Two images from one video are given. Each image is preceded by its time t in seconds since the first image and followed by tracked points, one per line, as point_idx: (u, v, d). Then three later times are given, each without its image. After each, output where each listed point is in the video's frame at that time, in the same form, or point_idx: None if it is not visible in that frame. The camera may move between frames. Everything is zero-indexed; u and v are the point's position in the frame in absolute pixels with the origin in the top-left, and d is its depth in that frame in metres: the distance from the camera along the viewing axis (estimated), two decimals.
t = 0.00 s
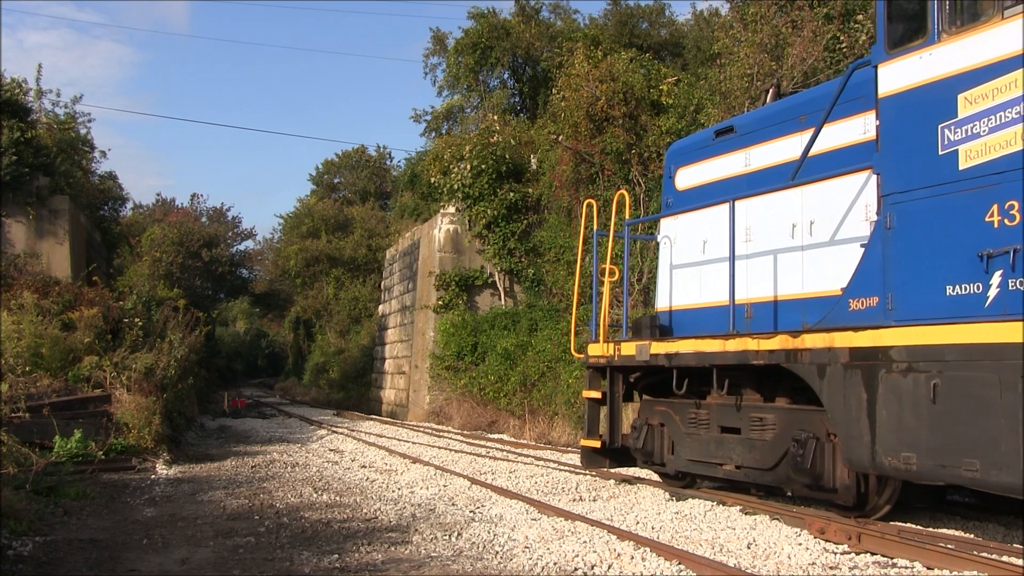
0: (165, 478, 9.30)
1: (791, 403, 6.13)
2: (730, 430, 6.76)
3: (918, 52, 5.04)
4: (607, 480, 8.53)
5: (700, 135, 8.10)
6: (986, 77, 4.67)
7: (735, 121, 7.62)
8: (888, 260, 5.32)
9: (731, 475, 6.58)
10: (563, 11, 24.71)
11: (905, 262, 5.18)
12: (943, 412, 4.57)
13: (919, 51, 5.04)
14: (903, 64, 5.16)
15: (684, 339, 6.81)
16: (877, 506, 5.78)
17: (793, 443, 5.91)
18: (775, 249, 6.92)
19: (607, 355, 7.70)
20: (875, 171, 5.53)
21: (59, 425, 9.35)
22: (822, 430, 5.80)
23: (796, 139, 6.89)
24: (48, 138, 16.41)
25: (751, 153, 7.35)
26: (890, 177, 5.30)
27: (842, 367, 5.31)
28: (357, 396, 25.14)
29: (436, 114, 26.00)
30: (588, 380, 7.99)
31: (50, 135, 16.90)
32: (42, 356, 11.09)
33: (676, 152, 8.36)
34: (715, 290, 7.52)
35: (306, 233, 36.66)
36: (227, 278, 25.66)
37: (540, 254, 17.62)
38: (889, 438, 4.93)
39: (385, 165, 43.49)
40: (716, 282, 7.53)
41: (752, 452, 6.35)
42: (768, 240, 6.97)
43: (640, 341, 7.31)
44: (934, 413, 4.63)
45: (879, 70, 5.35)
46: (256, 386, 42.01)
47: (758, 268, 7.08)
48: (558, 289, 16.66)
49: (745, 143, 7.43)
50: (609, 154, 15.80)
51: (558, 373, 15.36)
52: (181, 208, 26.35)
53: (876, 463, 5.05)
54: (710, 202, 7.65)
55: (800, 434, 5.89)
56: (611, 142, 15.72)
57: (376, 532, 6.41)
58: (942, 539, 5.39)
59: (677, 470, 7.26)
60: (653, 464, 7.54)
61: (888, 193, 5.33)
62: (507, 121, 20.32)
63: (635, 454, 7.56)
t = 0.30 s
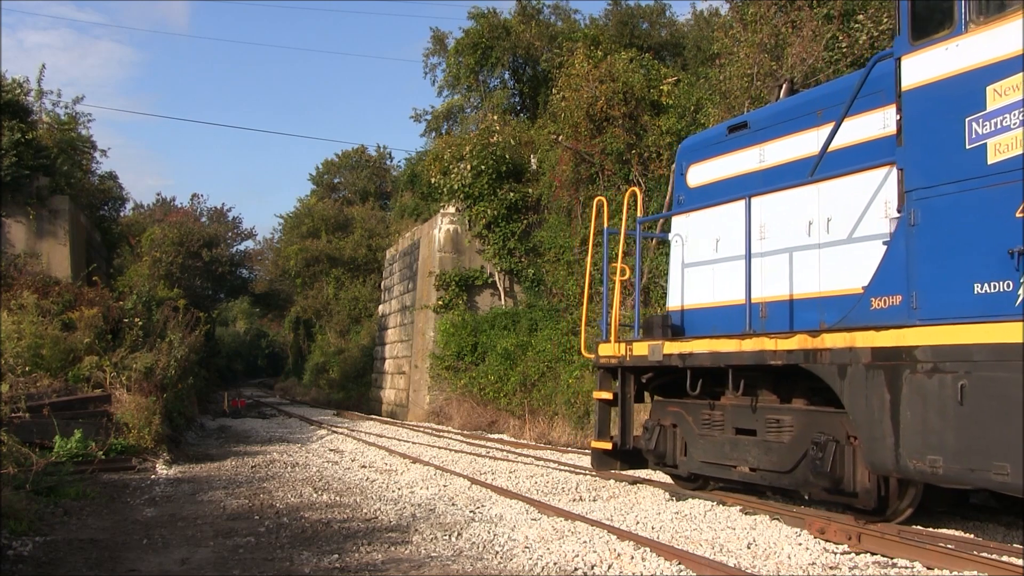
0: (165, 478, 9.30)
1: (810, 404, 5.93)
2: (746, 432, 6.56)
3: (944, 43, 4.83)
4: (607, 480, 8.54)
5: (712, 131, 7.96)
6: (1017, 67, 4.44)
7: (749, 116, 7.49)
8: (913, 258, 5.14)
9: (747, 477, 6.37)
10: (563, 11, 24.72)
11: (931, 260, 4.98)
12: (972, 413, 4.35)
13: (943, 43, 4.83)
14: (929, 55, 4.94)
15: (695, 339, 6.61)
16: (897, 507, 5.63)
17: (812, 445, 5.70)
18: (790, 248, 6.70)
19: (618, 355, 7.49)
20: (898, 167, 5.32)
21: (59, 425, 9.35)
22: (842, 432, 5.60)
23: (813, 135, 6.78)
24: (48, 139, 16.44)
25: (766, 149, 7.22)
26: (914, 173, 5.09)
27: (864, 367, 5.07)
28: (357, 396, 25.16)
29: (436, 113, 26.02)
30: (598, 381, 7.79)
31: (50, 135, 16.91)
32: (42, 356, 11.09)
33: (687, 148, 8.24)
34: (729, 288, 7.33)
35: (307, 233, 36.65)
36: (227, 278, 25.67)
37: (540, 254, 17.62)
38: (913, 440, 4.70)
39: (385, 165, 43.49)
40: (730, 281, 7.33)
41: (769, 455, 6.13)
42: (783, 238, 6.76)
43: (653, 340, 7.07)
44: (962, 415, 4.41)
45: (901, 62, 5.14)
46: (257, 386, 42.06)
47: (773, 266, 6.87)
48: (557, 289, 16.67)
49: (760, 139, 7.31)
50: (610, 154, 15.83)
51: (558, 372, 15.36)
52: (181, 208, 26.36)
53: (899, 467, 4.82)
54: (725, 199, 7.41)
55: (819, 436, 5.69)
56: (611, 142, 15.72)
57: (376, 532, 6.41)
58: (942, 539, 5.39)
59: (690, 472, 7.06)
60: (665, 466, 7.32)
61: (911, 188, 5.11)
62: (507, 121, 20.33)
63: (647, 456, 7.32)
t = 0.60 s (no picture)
0: (165, 478, 9.30)
1: (827, 405, 5.81)
2: (760, 433, 6.44)
3: (971, 33, 4.67)
4: (607, 480, 8.54)
5: (725, 127, 7.81)
6: None
7: (763, 112, 7.33)
8: (935, 257, 4.89)
9: (762, 480, 6.25)
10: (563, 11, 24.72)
11: (955, 258, 4.74)
12: (1001, 415, 4.23)
13: (970, 33, 4.68)
14: (955, 46, 4.78)
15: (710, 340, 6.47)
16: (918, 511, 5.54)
17: (830, 447, 5.60)
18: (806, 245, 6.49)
19: (631, 355, 7.38)
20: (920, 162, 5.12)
21: (59, 425, 9.35)
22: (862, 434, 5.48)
23: (830, 130, 6.61)
24: (49, 139, 16.45)
25: (780, 145, 7.06)
26: (937, 168, 4.90)
27: (886, 367, 4.94)
28: (357, 396, 25.16)
29: (436, 114, 26.03)
30: (609, 381, 7.68)
31: (50, 135, 16.91)
32: (42, 356, 11.09)
33: (699, 145, 8.06)
34: (742, 287, 7.15)
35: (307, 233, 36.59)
36: (227, 278, 25.67)
37: (540, 254, 17.61)
38: (938, 442, 4.57)
39: (385, 165, 43.49)
40: (742, 278, 7.15)
41: (785, 457, 6.02)
42: (798, 234, 6.57)
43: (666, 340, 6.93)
44: (990, 416, 4.29)
45: (925, 54, 4.98)
46: (257, 386, 42.06)
47: (789, 264, 6.67)
48: (557, 289, 16.66)
49: (775, 136, 7.14)
50: (610, 154, 15.83)
51: (558, 372, 15.35)
52: (181, 208, 26.36)
53: (923, 470, 4.70)
54: (738, 195, 7.24)
55: (839, 437, 5.58)
56: (611, 142, 15.71)
57: (376, 532, 6.41)
58: (942, 539, 5.39)
59: (702, 474, 6.95)
60: (677, 467, 7.25)
61: (934, 184, 4.91)
62: (507, 121, 20.33)
63: (659, 457, 7.23)
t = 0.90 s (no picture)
0: (165, 478, 9.30)
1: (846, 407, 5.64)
2: (775, 435, 6.27)
3: (999, 23, 4.48)
4: (607, 480, 8.54)
5: (738, 123, 7.54)
6: None
7: (777, 107, 7.07)
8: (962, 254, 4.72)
9: (777, 482, 6.05)
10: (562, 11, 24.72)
11: (983, 256, 4.57)
12: None
13: (999, 23, 4.47)
14: (982, 37, 4.58)
15: (724, 340, 6.27)
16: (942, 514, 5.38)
17: (850, 448, 5.44)
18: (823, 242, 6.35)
19: (643, 354, 7.16)
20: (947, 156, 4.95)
21: (59, 425, 9.35)
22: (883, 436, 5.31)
23: (848, 125, 6.35)
24: (49, 139, 16.46)
25: (795, 141, 6.79)
26: (963, 162, 4.72)
27: (909, 367, 4.78)
28: (357, 396, 25.17)
29: (436, 113, 26.03)
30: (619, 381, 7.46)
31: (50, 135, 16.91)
32: (42, 356, 11.09)
33: (710, 141, 7.82)
34: (756, 285, 6.94)
35: (307, 233, 36.55)
36: (227, 278, 25.67)
37: (540, 254, 17.62)
38: (964, 445, 4.40)
39: (385, 165, 43.50)
40: (756, 277, 6.95)
41: (802, 458, 5.82)
42: (814, 232, 6.43)
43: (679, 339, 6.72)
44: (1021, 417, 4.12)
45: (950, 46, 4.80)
46: (257, 386, 42.09)
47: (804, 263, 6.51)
48: (557, 289, 16.68)
49: (789, 131, 6.88)
50: (610, 153, 15.81)
51: (558, 372, 15.37)
52: (181, 208, 26.37)
53: (948, 473, 4.52)
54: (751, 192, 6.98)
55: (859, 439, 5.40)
56: (611, 142, 15.72)
57: (376, 532, 6.41)
58: (942, 539, 5.39)
59: (715, 476, 6.75)
60: (689, 469, 7.04)
61: (960, 179, 4.73)
62: (507, 121, 20.32)
63: (671, 459, 7.02)
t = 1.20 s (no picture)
0: (165, 478, 9.30)
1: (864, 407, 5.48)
2: (791, 436, 6.12)
3: None
4: (607, 480, 8.55)
5: (750, 119, 7.51)
6: None
7: (791, 103, 7.02)
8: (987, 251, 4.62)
9: (793, 484, 5.91)
10: (562, 11, 24.73)
11: (1009, 251, 4.45)
12: None
13: None
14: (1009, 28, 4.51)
15: (739, 339, 6.14)
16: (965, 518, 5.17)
17: (869, 450, 5.27)
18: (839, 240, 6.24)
19: (653, 354, 7.07)
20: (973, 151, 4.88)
21: (59, 425, 9.34)
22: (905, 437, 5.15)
23: (864, 120, 6.27)
24: (49, 139, 16.45)
25: (810, 136, 6.74)
26: (991, 156, 4.63)
27: (932, 367, 4.61)
28: (357, 396, 25.17)
29: (436, 113, 26.05)
30: (629, 381, 7.40)
31: (51, 135, 16.91)
32: (42, 356, 11.09)
33: (721, 138, 7.78)
34: (769, 283, 6.85)
35: (307, 233, 36.55)
36: (227, 278, 25.67)
37: (540, 254, 17.63)
38: (991, 447, 4.24)
39: (385, 165, 43.51)
40: (770, 275, 6.86)
41: (818, 460, 5.67)
42: (830, 230, 6.33)
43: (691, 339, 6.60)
44: None
45: (976, 38, 4.73)
46: (257, 386, 42.13)
47: (821, 261, 6.42)
48: (557, 289, 16.69)
49: (804, 127, 6.82)
50: (610, 153, 15.81)
51: (558, 373, 15.38)
52: (182, 208, 26.39)
53: (975, 475, 4.36)
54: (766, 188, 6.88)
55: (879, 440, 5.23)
56: (611, 142, 15.72)
57: (376, 532, 6.41)
58: (941, 539, 5.39)
59: (728, 478, 6.66)
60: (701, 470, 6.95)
61: (987, 173, 4.65)
62: (507, 121, 20.32)
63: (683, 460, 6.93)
